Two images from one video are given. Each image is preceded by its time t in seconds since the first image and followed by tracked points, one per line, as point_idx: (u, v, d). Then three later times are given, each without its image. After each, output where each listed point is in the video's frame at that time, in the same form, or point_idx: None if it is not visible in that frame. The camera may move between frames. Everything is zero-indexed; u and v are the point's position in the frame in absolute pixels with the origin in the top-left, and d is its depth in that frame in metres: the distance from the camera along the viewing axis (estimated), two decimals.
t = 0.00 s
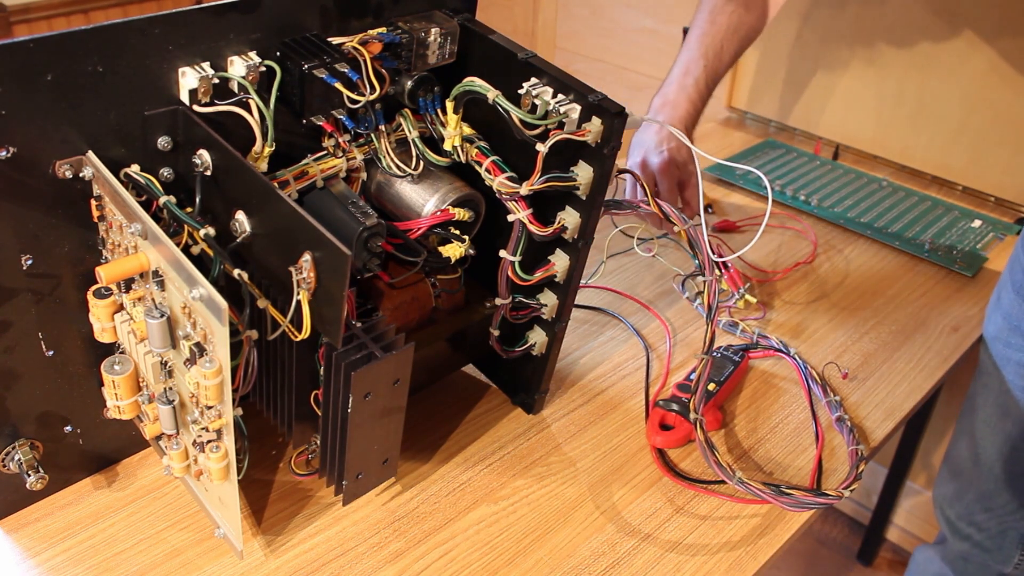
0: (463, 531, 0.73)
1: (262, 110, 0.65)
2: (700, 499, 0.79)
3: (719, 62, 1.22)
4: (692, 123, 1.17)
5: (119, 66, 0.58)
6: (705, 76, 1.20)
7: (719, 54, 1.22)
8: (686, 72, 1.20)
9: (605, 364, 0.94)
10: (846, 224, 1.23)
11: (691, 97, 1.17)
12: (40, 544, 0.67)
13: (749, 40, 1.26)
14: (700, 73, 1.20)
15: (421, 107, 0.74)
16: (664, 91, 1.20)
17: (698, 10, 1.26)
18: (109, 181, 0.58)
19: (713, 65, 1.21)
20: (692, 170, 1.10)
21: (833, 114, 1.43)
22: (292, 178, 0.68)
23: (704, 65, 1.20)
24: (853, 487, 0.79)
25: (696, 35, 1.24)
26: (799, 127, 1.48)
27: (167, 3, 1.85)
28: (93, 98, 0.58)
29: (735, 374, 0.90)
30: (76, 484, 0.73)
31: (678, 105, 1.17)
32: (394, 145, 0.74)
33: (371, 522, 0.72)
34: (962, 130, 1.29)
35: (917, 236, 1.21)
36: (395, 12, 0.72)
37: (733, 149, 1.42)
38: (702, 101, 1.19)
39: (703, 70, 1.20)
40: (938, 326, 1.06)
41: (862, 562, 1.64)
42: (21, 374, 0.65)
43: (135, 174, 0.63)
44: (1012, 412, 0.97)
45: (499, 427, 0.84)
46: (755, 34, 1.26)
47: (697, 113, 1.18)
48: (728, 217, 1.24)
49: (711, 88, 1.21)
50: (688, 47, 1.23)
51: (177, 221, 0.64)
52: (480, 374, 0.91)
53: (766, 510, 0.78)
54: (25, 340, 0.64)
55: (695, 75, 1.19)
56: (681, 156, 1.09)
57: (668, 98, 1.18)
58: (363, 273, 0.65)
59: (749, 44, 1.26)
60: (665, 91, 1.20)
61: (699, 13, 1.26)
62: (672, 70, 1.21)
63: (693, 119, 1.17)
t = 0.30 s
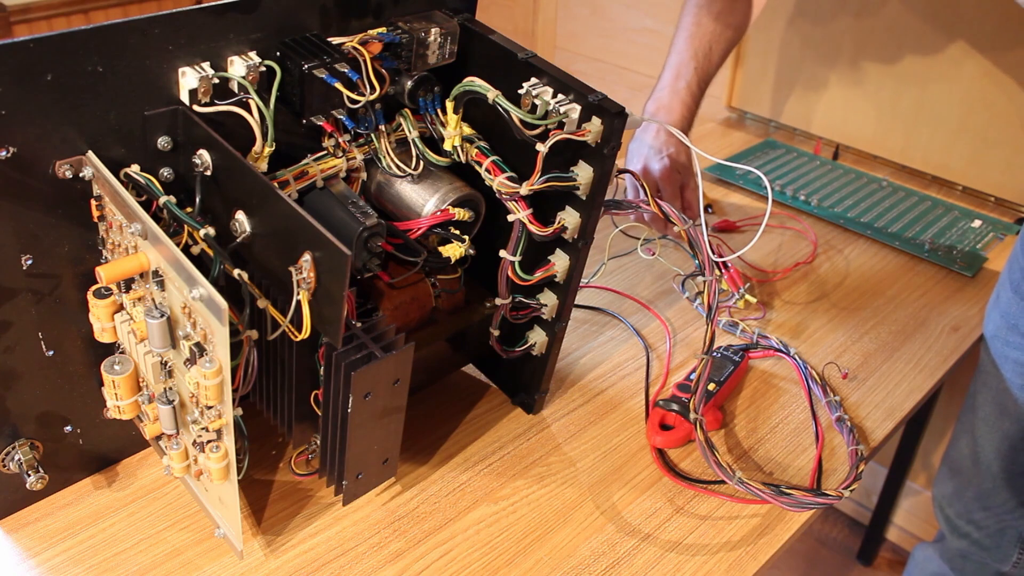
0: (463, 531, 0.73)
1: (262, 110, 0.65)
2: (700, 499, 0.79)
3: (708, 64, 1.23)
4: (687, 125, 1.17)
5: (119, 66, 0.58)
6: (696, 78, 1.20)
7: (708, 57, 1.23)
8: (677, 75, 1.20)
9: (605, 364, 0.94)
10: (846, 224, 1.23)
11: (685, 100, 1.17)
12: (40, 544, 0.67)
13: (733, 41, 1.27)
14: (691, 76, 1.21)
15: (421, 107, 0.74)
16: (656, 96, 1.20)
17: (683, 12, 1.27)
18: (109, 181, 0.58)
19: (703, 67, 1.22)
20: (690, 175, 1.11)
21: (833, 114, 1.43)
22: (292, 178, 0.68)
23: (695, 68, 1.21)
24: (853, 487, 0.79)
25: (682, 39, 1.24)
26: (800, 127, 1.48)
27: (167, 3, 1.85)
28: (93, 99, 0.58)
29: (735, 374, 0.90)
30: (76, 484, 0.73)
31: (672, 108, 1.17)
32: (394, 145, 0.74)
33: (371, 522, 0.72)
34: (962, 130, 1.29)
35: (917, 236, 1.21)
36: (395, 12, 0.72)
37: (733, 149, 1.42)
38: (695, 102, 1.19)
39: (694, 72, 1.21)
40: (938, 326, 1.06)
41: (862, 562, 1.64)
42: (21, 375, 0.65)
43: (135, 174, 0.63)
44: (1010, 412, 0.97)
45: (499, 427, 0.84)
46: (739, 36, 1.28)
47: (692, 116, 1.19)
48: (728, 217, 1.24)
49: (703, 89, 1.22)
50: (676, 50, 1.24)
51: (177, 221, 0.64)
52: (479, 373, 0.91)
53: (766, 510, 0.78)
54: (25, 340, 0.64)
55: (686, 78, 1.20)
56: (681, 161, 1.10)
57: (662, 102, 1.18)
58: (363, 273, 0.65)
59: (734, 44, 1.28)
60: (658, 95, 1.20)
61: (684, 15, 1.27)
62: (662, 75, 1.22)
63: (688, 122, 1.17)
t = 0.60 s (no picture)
0: (463, 531, 0.73)
1: (262, 110, 0.65)
2: (700, 499, 0.79)
3: (705, 65, 1.23)
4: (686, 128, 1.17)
5: (119, 66, 0.58)
6: (692, 80, 1.21)
7: (705, 59, 1.23)
8: (675, 78, 1.20)
9: (605, 364, 0.94)
10: (846, 224, 1.23)
11: (683, 102, 1.17)
12: (39, 544, 0.67)
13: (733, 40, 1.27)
14: (688, 78, 1.21)
15: (421, 107, 0.74)
16: (654, 99, 1.20)
17: (680, 14, 1.27)
18: (109, 181, 0.58)
19: (700, 69, 1.22)
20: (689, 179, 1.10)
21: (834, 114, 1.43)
22: (292, 178, 0.68)
23: (692, 70, 1.21)
24: (853, 487, 0.79)
25: (679, 41, 1.24)
26: (800, 127, 1.48)
27: (167, 3, 1.84)
28: (93, 99, 0.58)
29: (735, 374, 0.90)
30: (76, 484, 0.73)
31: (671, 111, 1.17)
32: (394, 145, 0.74)
33: (371, 522, 0.72)
34: (962, 130, 1.29)
35: (917, 236, 1.21)
36: (395, 12, 0.72)
37: (733, 149, 1.42)
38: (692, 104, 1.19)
39: (692, 75, 1.21)
40: (938, 326, 1.06)
41: (862, 562, 1.64)
42: (21, 374, 0.65)
43: (135, 174, 0.63)
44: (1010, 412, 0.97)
45: (499, 427, 0.84)
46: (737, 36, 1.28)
47: (690, 118, 1.19)
48: (728, 217, 1.24)
49: (701, 91, 1.22)
50: (673, 53, 1.24)
51: (177, 221, 0.64)
52: (479, 373, 0.91)
53: (766, 510, 0.78)
54: (25, 340, 0.64)
55: (684, 80, 1.20)
56: (679, 163, 1.10)
57: (658, 105, 1.18)
58: (363, 273, 0.65)
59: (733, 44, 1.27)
60: (656, 98, 1.20)
61: (681, 17, 1.27)
62: (660, 78, 1.22)
63: (687, 125, 1.17)
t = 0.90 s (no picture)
0: (463, 531, 0.73)
1: (262, 110, 0.65)
2: (700, 499, 0.79)
3: (705, 66, 1.23)
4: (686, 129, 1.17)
5: (119, 67, 0.58)
6: (691, 81, 1.21)
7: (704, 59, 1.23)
8: (674, 79, 1.21)
9: (605, 364, 0.94)
10: (846, 224, 1.23)
11: (683, 103, 1.17)
12: (39, 544, 0.67)
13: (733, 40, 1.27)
14: (687, 79, 1.21)
15: (421, 107, 0.74)
16: (653, 100, 1.20)
17: (679, 15, 1.27)
18: (109, 181, 0.58)
19: (700, 70, 1.22)
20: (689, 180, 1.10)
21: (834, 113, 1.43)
22: (292, 178, 0.68)
23: (692, 70, 1.22)
24: (852, 487, 0.79)
25: (677, 41, 1.24)
26: (800, 127, 1.48)
27: (167, 3, 1.84)
28: (93, 99, 0.58)
29: (735, 374, 0.90)
30: (76, 484, 0.73)
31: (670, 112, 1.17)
32: (394, 145, 0.74)
33: (371, 522, 0.72)
34: (962, 130, 1.29)
35: (917, 236, 1.21)
36: (395, 12, 0.72)
37: (733, 149, 1.42)
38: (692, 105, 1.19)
39: (691, 75, 1.21)
40: (938, 326, 1.06)
41: (863, 562, 1.64)
42: (21, 374, 0.65)
43: (135, 174, 0.63)
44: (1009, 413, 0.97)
45: (499, 427, 0.84)
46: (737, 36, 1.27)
47: (690, 119, 1.19)
48: (729, 217, 1.24)
49: (700, 91, 1.22)
50: (672, 54, 1.24)
51: (177, 221, 0.64)
52: (479, 373, 0.91)
53: (766, 510, 0.78)
54: (25, 340, 0.64)
55: (683, 81, 1.20)
56: (680, 163, 1.10)
57: (657, 107, 1.18)
58: (363, 273, 0.65)
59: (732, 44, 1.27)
60: (655, 99, 1.20)
61: (680, 18, 1.27)
62: (659, 79, 1.22)
63: (686, 126, 1.17)
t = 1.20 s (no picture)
0: (463, 531, 0.73)
1: (262, 110, 0.65)
2: (700, 499, 0.79)
3: (703, 67, 1.23)
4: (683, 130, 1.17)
5: (118, 66, 0.58)
6: (687, 83, 1.21)
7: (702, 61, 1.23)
8: (671, 81, 1.21)
9: (605, 364, 0.94)
10: (846, 224, 1.23)
11: (680, 105, 1.18)
12: (40, 544, 0.67)
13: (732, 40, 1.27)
14: (685, 81, 1.21)
15: (421, 107, 0.74)
16: (650, 102, 1.20)
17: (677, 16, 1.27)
18: (109, 181, 0.58)
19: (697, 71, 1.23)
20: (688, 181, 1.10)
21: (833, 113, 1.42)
22: (292, 178, 0.68)
23: (689, 72, 1.22)
24: (852, 487, 0.79)
25: (675, 43, 1.25)
26: (800, 127, 1.48)
27: (167, 3, 1.83)
28: (93, 99, 0.58)
29: (735, 374, 0.90)
30: (76, 484, 0.73)
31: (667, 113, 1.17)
32: (394, 145, 0.74)
33: (371, 522, 0.72)
34: (962, 130, 1.29)
35: (917, 236, 1.21)
36: (395, 12, 0.72)
37: (733, 149, 1.42)
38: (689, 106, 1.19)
39: (688, 77, 1.21)
40: (938, 326, 1.06)
41: (863, 562, 1.64)
42: (21, 374, 0.65)
43: (135, 174, 0.63)
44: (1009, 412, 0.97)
45: (499, 427, 0.84)
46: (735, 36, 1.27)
47: (687, 120, 1.19)
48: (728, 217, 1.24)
49: (698, 93, 1.22)
50: (669, 56, 1.24)
51: (177, 221, 0.64)
52: (479, 373, 0.91)
53: (765, 510, 0.78)
54: (25, 339, 0.64)
55: (680, 83, 1.21)
56: (680, 164, 1.10)
57: (654, 108, 1.18)
58: (363, 273, 0.65)
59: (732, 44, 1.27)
60: (653, 101, 1.20)
61: (677, 19, 1.27)
62: (656, 80, 1.22)
63: (684, 127, 1.17)
